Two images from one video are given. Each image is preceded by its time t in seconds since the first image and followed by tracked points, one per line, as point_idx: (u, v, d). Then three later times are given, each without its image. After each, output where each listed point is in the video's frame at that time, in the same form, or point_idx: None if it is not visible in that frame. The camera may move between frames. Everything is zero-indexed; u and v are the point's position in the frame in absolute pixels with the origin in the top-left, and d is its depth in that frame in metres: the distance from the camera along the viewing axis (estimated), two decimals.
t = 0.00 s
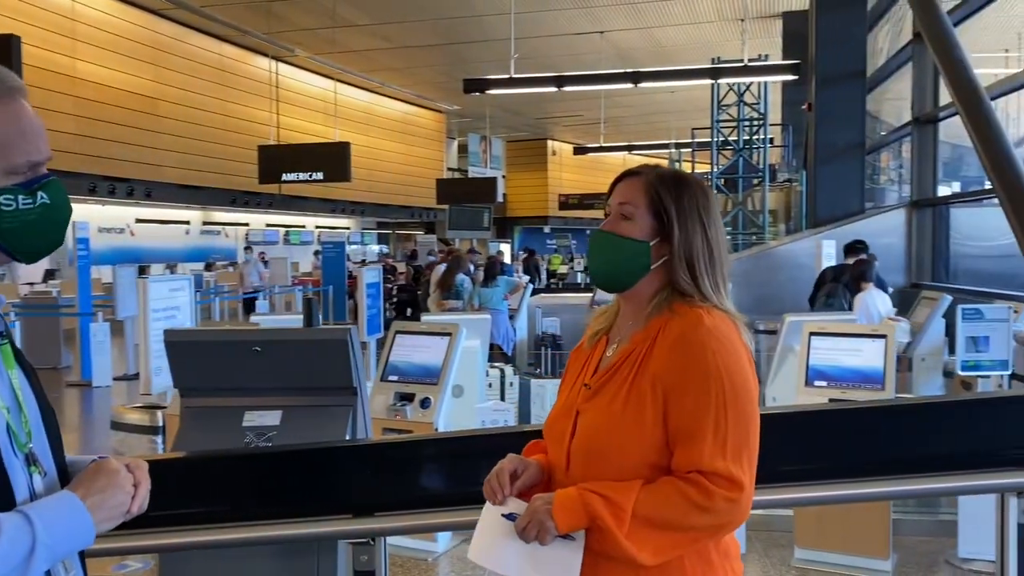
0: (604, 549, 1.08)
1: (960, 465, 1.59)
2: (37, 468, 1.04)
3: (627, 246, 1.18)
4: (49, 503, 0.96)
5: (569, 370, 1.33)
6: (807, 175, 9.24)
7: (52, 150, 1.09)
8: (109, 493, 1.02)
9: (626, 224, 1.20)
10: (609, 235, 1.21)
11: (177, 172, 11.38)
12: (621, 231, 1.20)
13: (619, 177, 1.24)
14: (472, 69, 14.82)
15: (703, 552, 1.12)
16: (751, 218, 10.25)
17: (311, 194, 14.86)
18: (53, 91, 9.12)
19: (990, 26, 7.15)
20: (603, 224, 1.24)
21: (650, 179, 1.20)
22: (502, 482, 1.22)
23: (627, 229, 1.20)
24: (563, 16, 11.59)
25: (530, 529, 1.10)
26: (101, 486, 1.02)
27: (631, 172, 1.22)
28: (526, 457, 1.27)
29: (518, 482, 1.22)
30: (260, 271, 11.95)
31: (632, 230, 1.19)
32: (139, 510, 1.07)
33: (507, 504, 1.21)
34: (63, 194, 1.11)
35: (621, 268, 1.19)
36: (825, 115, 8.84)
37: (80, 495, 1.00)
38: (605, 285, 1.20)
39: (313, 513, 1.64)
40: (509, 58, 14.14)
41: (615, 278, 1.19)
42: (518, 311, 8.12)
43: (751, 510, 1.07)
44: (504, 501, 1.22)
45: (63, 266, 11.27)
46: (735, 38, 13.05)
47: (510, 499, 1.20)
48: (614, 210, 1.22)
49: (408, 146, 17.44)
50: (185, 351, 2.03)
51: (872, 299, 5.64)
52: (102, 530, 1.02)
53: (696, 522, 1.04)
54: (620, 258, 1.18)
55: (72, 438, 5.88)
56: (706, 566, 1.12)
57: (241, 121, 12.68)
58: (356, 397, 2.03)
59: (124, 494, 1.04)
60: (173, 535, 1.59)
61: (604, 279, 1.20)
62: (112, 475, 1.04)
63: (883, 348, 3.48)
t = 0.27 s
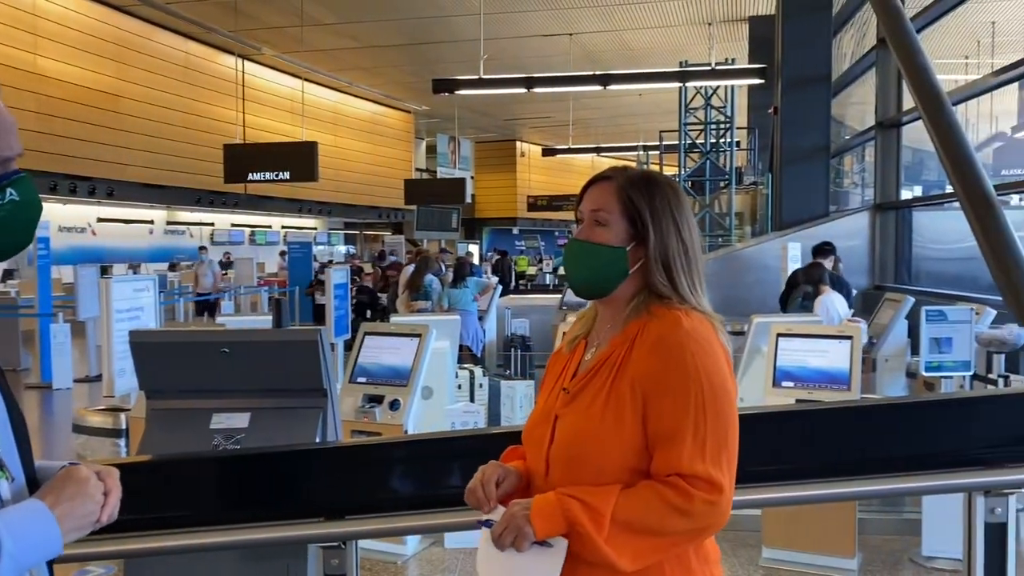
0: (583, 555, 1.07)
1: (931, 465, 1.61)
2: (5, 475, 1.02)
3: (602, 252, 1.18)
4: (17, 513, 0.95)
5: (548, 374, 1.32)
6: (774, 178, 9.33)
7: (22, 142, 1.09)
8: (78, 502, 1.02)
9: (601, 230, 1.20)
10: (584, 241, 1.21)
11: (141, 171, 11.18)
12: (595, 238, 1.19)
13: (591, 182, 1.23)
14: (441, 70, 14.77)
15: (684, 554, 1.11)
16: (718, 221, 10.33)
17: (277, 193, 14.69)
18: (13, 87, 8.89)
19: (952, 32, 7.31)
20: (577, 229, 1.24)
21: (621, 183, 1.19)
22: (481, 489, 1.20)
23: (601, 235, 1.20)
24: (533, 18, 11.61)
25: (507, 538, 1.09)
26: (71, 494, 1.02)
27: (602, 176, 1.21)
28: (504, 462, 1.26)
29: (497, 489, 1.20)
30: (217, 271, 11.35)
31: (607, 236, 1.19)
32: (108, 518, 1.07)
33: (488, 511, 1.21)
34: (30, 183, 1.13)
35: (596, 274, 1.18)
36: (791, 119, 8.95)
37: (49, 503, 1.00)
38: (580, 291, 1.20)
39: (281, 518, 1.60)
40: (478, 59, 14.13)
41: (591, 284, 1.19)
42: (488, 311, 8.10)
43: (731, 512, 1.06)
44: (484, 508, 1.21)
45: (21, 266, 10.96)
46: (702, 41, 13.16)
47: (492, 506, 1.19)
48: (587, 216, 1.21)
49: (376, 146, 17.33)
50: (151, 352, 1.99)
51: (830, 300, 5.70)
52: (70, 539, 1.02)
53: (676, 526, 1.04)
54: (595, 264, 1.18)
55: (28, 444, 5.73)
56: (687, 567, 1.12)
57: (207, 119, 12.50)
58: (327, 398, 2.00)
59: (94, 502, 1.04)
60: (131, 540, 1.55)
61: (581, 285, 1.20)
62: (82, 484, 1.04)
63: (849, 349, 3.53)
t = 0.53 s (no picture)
0: (555, 564, 1.04)
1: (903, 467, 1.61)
2: None
3: (572, 256, 1.16)
4: None
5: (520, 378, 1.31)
6: (744, 182, 9.41)
7: None
8: (32, 513, 1.03)
9: (571, 235, 1.18)
10: (555, 245, 1.19)
11: (108, 170, 10.98)
12: (566, 242, 1.18)
13: (560, 185, 1.21)
14: (414, 70, 14.71)
15: (659, 560, 1.10)
16: (689, 223, 10.39)
17: (247, 193, 14.52)
18: None
19: (918, 39, 7.45)
20: (548, 233, 1.22)
21: (590, 185, 1.17)
22: (454, 495, 1.17)
23: (572, 239, 1.18)
24: (507, 19, 11.60)
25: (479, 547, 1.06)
26: (26, 505, 1.03)
27: (569, 179, 1.19)
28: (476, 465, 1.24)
29: (470, 493, 1.18)
30: (175, 273, 10.82)
31: (578, 240, 1.17)
32: (65, 531, 1.07)
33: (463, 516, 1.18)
34: None
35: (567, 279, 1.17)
36: (762, 123, 9.04)
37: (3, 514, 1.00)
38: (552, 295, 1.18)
39: (249, 523, 1.56)
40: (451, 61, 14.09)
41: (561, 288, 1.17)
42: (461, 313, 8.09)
43: (705, 517, 1.05)
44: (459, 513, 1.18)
45: None
46: (674, 45, 13.24)
47: (465, 512, 1.17)
48: (558, 220, 1.19)
49: (348, 147, 17.21)
50: (116, 355, 1.94)
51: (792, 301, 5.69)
52: (23, 552, 1.02)
53: (651, 533, 1.02)
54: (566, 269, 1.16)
55: None
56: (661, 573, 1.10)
57: (176, 118, 12.32)
58: (295, 403, 1.96)
59: (50, 514, 1.04)
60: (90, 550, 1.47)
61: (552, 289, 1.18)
62: (39, 496, 1.05)
63: (820, 351, 3.55)
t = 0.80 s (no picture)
0: (535, 567, 1.01)
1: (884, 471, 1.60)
2: None
3: (553, 255, 1.14)
4: None
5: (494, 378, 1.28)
6: (720, 185, 9.45)
7: None
8: None
9: (551, 234, 1.15)
10: (534, 244, 1.16)
11: (78, 170, 10.79)
12: (547, 241, 1.15)
13: (538, 183, 1.19)
14: (390, 71, 14.64)
15: (638, 563, 1.08)
16: (665, 226, 10.44)
17: (220, 194, 14.34)
18: None
19: (891, 45, 7.55)
20: (526, 232, 1.19)
21: (570, 184, 1.15)
22: (429, 493, 1.13)
23: (551, 238, 1.15)
24: (484, 21, 11.58)
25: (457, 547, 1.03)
26: None
27: (549, 177, 1.17)
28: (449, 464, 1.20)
29: (446, 491, 1.14)
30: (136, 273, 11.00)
31: (558, 240, 1.15)
32: (24, 543, 1.04)
33: (436, 516, 1.15)
34: None
35: (546, 278, 1.14)
36: (738, 126, 9.10)
37: None
38: (532, 294, 1.15)
39: (217, 531, 1.52)
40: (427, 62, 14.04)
41: (541, 288, 1.15)
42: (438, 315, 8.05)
43: (686, 519, 1.03)
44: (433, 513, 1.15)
45: None
46: (651, 48, 13.30)
47: (441, 512, 1.13)
48: (537, 219, 1.17)
49: (323, 147, 17.09)
50: (82, 358, 1.88)
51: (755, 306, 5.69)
52: None
53: (633, 535, 1.00)
54: (546, 269, 1.14)
55: None
56: None
57: (148, 118, 12.15)
58: (268, 407, 1.91)
59: (9, 525, 1.01)
60: (49, 558, 1.42)
61: (532, 289, 1.15)
62: None
63: (796, 355, 3.56)
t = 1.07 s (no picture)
0: (525, 569, 1.00)
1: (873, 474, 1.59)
2: None
3: (549, 256, 1.12)
4: None
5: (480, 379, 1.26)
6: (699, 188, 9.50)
7: None
8: None
9: (548, 234, 1.14)
10: (531, 244, 1.14)
11: (50, 170, 10.61)
12: (544, 242, 1.13)
13: (534, 183, 1.17)
14: (369, 72, 14.58)
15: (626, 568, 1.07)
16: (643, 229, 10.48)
17: (197, 194, 14.18)
18: None
19: (867, 50, 7.62)
20: (522, 232, 1.17)
21: (569, 185, 1.14)
22: (417, 492, 1.11)
23: (549, 238, 1.14)
24: (464, 23, 11.57)
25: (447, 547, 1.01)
26: None
27: (547, 177, 1.15)
28: (438, 463, 1.18)
29: (438, 491, 1.10)
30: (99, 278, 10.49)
31: (555, 241, 1.13)
32: None
33: (428, 516, 1.12)
34: None
35: (542, 279, 1.13)
36: (715, 129, 9.16)
37: None
38: (526, 294, 1.14)
39: (199, 536, 1.49)
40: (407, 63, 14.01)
41: (537, 288, 1.13)
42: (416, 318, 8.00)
43: (677, 523, 1.03)
44: (420, 513, 1.12)
45: None
46: (629, 51, 13.36)
47: (433, 513, 1.10)
48: (534, 219, 1.15)
49: (301, 148, 16.97)
50: (60, 360, 1.85)
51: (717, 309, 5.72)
52: None
53: (627, 537, 0.99)
54: (542, 269, 1.12)
55: None
56: None
57: (123, 117, 11.99)
58: (248, 410, 1.87)
59: None
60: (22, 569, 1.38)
61: (527, 289, 1.14)
62: None
63: (776, 357, 3.58)
